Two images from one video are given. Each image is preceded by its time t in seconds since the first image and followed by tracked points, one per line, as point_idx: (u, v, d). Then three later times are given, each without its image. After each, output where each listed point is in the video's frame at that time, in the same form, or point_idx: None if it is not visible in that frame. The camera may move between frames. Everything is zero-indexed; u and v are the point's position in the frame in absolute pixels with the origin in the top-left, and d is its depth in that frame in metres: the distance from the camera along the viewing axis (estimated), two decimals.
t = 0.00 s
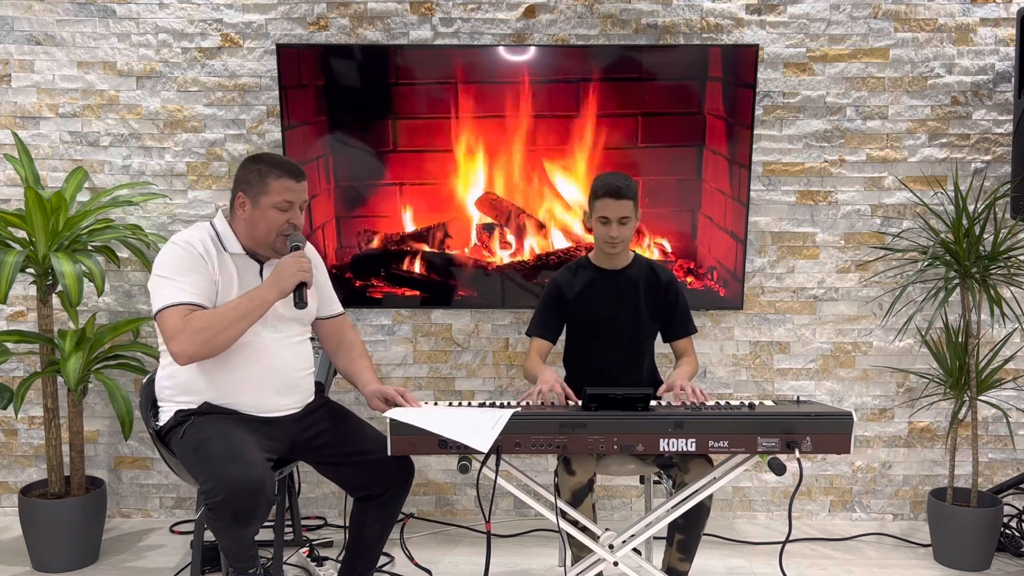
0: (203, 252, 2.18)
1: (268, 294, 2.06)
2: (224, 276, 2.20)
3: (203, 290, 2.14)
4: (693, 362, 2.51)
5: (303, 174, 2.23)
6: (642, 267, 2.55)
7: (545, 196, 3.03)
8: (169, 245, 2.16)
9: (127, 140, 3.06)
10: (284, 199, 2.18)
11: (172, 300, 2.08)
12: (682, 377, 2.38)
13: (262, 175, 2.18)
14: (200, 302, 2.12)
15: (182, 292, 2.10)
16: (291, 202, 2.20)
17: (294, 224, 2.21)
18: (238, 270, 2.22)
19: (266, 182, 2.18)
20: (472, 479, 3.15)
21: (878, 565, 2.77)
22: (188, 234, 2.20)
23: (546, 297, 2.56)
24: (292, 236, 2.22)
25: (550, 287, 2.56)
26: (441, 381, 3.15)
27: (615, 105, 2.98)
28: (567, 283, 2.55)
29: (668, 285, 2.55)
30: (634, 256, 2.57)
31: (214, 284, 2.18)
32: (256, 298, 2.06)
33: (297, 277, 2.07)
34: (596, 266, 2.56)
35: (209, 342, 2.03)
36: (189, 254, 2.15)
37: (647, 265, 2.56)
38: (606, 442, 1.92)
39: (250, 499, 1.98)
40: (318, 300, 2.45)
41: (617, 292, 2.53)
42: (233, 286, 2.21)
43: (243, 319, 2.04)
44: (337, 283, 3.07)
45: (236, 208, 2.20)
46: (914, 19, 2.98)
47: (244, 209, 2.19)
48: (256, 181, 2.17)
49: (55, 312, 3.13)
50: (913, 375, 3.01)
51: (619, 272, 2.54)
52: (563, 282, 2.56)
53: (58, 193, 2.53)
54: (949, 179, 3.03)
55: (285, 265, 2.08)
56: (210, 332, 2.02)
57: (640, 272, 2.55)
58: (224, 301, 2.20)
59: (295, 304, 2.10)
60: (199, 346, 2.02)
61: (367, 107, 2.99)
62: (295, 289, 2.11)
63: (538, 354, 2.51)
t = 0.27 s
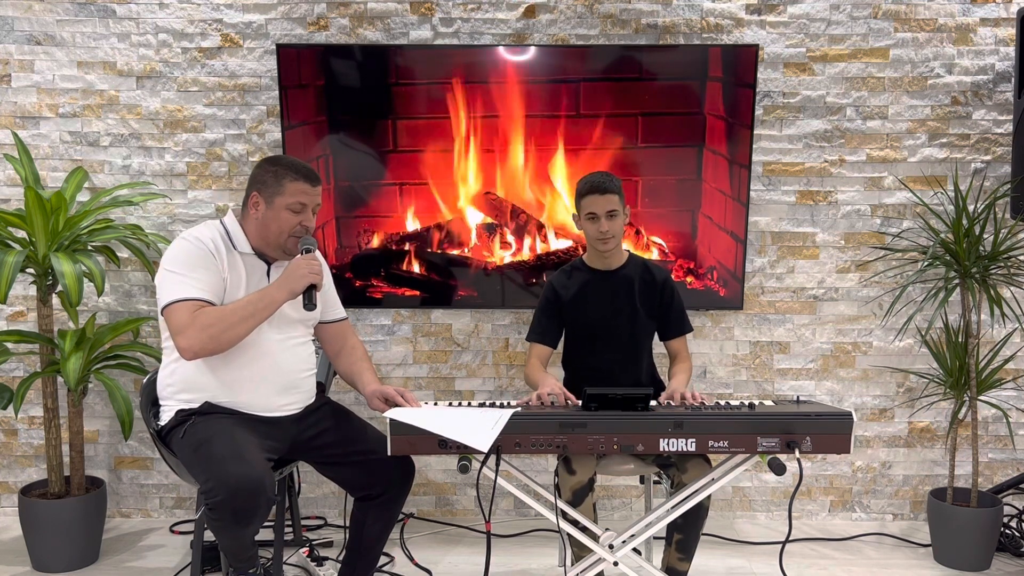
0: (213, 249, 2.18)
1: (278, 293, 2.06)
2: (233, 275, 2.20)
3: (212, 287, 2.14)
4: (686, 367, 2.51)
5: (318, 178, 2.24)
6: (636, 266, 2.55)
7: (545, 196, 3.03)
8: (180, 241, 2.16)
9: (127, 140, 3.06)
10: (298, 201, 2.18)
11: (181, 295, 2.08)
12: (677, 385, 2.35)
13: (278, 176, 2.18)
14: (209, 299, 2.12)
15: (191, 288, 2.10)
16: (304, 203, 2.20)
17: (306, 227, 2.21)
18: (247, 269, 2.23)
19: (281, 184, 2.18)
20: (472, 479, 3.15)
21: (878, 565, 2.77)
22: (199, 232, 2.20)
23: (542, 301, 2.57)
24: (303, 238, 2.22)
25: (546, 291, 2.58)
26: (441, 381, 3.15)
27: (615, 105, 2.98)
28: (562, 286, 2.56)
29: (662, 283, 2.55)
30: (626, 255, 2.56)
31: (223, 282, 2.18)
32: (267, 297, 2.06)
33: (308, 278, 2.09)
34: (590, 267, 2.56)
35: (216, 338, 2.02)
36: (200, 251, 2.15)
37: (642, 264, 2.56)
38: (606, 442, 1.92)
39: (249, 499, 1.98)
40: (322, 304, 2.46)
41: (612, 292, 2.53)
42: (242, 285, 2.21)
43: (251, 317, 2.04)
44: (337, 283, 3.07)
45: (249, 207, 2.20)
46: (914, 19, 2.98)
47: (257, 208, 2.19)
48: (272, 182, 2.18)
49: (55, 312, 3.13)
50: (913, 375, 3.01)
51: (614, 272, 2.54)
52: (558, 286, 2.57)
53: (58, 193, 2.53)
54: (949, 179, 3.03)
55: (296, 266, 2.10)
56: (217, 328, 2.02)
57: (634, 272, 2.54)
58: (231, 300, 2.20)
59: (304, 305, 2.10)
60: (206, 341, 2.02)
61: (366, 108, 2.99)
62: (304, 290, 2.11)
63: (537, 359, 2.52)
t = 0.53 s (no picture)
0: (220, 247, 2.18)
1: (283, 292, 2.06)
2: (238, 273, 2.21)
3: (218, 285, 2.14)
4: (684, 365, 2.51)
5: (326, 179, 2.23)
6: (636, 266, 2.55)
7: (545, 196, 3.02)
8: (186, 238, 2.16)
9: (127, 140, 3.06)
10: (305, 202, 2.18)
11: (187, 291, 2.08)
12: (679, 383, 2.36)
13: (286, 177, 2.18)
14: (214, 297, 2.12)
15: (198, 285, 2.10)
16: (311, 204, 2.19)
17: (313, 228, 2.21)
18: (252, 268, 2.23)
19: (289, 184, 2.18)
20: (472, 479, 3.15)
21: (878, 565, 2.77)
22: (206, 230, 2.20)
23: (542, 301, 2.57)
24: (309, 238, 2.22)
25: (546, 292, 2.58)
26: (441, 381, 3.15)
27: (615, 105, 2.98)
28: (562, 286, 2.56)
29: (662, 284, 2.55)
30: (627, 255, 2.56)
31: (228, 280, 2.18)
32: (272, 296, 2.05)
33: (312, 278, 2.07)
34: (589, 268, 2.56)
35: (220, 336, 2.02)
36: (206, 249, 2.15)
37: (642, 264, 2.56)
38: (606, 442, 1.92)
39: (249, 499, 1.98)
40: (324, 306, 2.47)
41: (612, 292, 2.53)
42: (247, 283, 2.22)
43: (256, 316, 2.04)
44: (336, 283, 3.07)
45: (256, 207, 2.20)
46: (914, 19, 2.98)
47: (264, 208, 2.19)
48: (280, 182, 2.18)
49: (55, 312, 3.13)
50: (913, 375, 3.01)
51: (613, 272, 2.54)
52: (558, 286, 2.57)
53: (58, 193, 2.53)
54: (949, 179, 3.03)
55: (301, 265, 2.07)
56: (222, 325, 2.02)
57: (634, 272, 2.55)
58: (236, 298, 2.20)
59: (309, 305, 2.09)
60: (210, 338, 2.02)
61: (366, 108, 2.99)
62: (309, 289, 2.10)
63: (536, 359, 2.51)
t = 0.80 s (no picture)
0: (221, 249, 2.18)
1: (283, 296, 2.06)
2: (239, 275, 2.20)
3: (219, 287, 2.14)
4: (686, 364, 2.50)
5: (330, 184, 2.23)
6: (638, 266, 2.56)
7: (545, 196, 3.03)
8: (187, 240, 2.16)
9: (127, 140, 3.06)
10: (308, 206, 2.18)
11: (188, 294, 2.07)
12: (671, 377, 2.36)
13: (290, 180, 2.18)
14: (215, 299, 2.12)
15: (198, 287, 2.09)
16: (314, 208, 2.20)
17: (315, 232, 2.21)
18: (253, 270, 2.23)
19: (293, 187, 2.18)
20: (472, 479, 3.15)
21: (878, 565, 2.77)
22: (207, 231, 2.19)
23: (545, 299, 2.57)
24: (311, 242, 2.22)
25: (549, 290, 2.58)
26: (441, 381, 3.15)
27: (615, 105, 2.98)
28: (566, 284, 2.56)
29: (665, 283, 2.55)
30: (630, 255, 2.57)
31: (229, 282, 2.18)
32: (272, 300, 2.06)
33: (313, 282, 2.08)
34: (592, 266, 2.56)
35: (219, 339, 2.02)
36: (208, 251, 2.15)
37: (645, 264, 2.57)
38: (606, 442, 1.92)
39: (249, 499, 1.98)
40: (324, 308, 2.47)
41: (614, 291, 2.53)
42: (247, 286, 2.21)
43: (255, 319, 2.05)
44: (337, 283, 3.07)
45: (260, 209, 2.21)
46: (914, 19, 2.98)
47: (268, 210, 2.20)
48: (284, 185, 2.18)
49: (55, 312, 3.13)
50: (913, 375, 3.01)
51: (616, 271, 2.54)
52: (562, 284, 2.56)
53: (58, 193, 2.53)
54: (949, 179, 3.03)
55: (301, 268, 2.09)
56: (221, 329, 2.02)
57: (637, 271, 2.55)
58: (237, 300, 2.20)
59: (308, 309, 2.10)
60: (209, 341, 2.02)
61: (366, 108, 2.99)
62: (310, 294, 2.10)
63: (539, 357, 2.49)
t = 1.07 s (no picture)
0: (213, 251, 2.18)
1: (276, 296, 2.07)
2: (233, 277, 2.20)
3: (212, 290, 2.14)
4: (683, 368, 2.49)
5: (315, 176, 2.23)
6: (639, 266, 2.55)
7: (545, 197, 3.03)
8: (178, 244, 2.16)
9: (127, 140, 3.06)
10: (294, 200, 2.18)
11: (181, 299, 2.08)
12: (668, 382, 2.34)
13: (274, 175, 2.18)
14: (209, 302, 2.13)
15: (191, 291, 2.10)
16: (301, 202, 2.19)
17: (303, 226, 2.21)
18: (246, 270, 2.22)
19: (277, 183, 2.18)
20: (472, 479, 3.15)
21: (878, 565, 2.77)
22: (198, 234, 2.20)
23: (545, 299, 2.58)
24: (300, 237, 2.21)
25: (550, 290, 2.58)
26: (441, 381, 3.15)
27: (615, 105, 2.98)
28: (566, 284, 2.56)
29: (666, 283, 2.54)
30: (632, 254, 2.57)
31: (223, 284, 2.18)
32: (266, 299, 2.06)
33: (306, 279, 2.09)
34: (594, 266, 2.56)
35: (217, 342, 2.03)
36: (200, 253, 2.15)
37: (646, 264, 2.56)
38: (606, 442, 1.92)
39: (250, 499, 1.98)
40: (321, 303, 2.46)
41: (615, 291, 2.53)
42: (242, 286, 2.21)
43: (249, 321, 2.04)
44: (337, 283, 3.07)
45: (247, 207, 2.20)
46: (914, 19, 2.98)
47: (254, 208, 2.19)
48: (268, 181, 2.17)
49: (54, 312, 3.13)
50: (913, 375, 3.01)
51: (617, 271, 2.53)
52: (562, 284, 2.57)
53: (58, 193, 2.53)
54: (949, 179, 3.03)
55: (294, 265, 2.10)
56: (217, 333, 2.03)
57: (638, 271, 2.54)
58: (231, 302, 2.20)
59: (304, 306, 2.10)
60: (207, 345, 2.03)
61: (366, 107, 2.99)
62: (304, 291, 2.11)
63: (536, 353, 2.53)
